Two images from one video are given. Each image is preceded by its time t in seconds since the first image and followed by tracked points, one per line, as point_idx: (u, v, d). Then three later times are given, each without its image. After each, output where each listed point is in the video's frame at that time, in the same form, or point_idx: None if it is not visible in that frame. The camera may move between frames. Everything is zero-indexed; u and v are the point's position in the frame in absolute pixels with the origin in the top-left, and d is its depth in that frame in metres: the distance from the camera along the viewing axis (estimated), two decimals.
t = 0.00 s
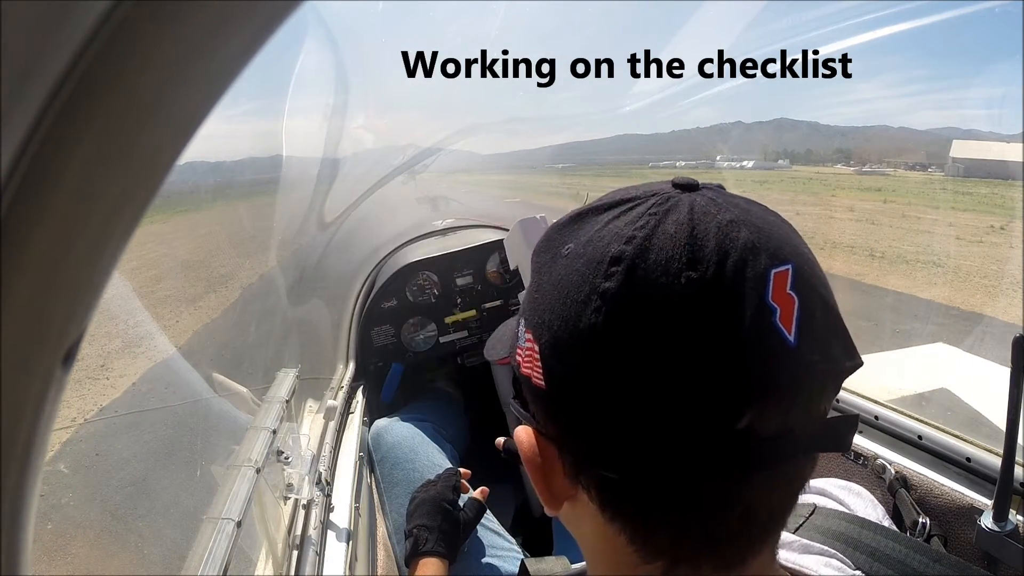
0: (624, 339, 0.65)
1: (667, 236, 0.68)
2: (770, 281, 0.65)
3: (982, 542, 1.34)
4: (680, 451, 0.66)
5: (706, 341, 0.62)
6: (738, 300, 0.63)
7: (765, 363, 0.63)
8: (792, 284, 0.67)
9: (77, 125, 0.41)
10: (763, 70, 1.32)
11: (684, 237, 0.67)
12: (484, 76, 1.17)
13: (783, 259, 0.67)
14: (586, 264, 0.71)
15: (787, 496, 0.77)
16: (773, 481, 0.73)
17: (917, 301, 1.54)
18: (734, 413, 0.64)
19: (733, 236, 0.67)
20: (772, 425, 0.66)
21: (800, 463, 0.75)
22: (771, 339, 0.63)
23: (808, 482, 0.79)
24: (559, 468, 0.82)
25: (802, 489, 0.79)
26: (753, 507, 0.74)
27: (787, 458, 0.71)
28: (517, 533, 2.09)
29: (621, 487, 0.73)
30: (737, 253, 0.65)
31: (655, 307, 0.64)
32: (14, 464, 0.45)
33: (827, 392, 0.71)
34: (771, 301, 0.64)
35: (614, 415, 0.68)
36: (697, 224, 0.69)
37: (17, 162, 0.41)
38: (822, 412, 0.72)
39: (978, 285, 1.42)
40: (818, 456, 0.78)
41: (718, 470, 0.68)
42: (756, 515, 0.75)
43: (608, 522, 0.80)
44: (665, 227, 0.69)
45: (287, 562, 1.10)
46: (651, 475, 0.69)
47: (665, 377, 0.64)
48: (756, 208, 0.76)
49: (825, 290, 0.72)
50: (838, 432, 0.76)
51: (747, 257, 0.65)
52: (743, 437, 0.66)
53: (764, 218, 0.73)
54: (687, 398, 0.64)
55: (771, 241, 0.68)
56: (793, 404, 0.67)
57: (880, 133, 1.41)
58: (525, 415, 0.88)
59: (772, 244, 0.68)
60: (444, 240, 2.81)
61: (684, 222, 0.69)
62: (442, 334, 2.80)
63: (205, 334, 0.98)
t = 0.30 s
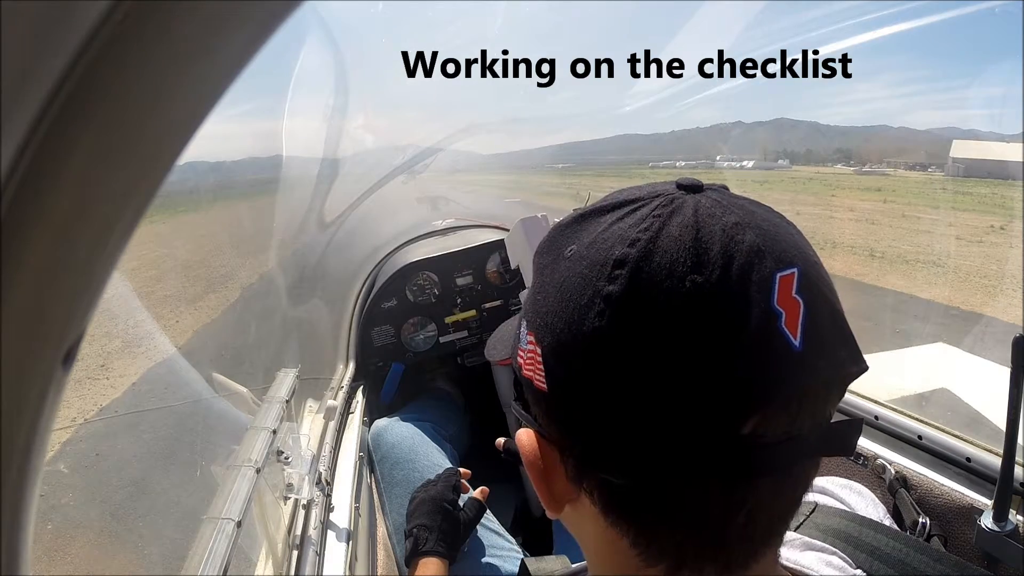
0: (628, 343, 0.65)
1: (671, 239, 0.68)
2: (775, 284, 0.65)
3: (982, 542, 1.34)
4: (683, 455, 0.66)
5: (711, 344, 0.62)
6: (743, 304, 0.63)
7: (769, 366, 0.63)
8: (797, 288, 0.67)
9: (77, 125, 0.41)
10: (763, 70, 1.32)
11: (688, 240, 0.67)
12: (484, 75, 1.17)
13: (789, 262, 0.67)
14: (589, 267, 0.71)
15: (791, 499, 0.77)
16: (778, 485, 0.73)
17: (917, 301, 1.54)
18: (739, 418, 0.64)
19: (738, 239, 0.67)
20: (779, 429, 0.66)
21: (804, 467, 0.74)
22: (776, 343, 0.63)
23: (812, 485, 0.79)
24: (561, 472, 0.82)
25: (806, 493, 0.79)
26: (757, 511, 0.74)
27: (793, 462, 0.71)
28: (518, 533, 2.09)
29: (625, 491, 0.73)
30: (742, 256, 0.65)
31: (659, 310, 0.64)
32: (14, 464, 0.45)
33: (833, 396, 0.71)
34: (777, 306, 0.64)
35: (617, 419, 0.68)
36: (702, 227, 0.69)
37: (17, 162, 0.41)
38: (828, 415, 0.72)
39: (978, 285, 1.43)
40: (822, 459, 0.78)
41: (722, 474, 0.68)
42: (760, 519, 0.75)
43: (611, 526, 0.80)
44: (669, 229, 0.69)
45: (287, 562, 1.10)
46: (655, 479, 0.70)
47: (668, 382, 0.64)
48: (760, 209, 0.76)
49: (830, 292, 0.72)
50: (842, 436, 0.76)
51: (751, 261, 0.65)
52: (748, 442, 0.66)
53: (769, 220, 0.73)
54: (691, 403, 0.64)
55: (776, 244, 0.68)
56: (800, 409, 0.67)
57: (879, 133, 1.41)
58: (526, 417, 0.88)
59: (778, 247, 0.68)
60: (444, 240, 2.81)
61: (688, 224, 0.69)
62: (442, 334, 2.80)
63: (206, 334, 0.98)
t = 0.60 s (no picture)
0: (635, 340, 0.65)
1: (678, 237, 0.68)
2: (780, 282, 0.65)
3: (982, 542, 1.34)
4: (689, 451, 0.66)
5: (718, 340, 0.62)
6: (750, 301, 0.63)
7: (773, 363, 0.63)
8: (801, 285, 0.67)
9: (77, 125, 0.41)
10: (763, 70, 1.32)
11: (695, 237, 0.67)
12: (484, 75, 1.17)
13: (793, 260, 0.68)
14: (597, 264, 0.71)
15: (794, 494, 0.77)
16: (780, 479, 0.73)
17: (917, 301, 1.54)
18: (744, 413, 0.64)
19: (743, 238, 0.67)
20: (783, 424, 0.67)
21: (806, 461, 0.75)
22: (780, 339, 0.64)
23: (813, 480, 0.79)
24: (567, 466, 0.82)
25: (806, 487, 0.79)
26: (760, 506, 0.74)
27: (795, 457, 0.71)
28: (518, 533, 2.09)
29: (629, 487, 0.73)
30: (749, 254, 0.66)
31: (667, 307, 0.64)
32: (14, 464, 0.45)
33: (836, 392, 0.71)
34: (782, 303, 0.64)
35: (631, 412, 0.67)
36: (708, 225, 0.69)
37: (16, 162, 0.41)
38: (830, 411, 0.72)
39: (978, 285, 1.43)
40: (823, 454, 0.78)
41: (726, 468, 0.68)
42: (763, 513, 0.75)
43: (616, 521, 0.79)
44: (676, 227, 0.69)
45: (287, 562, 1.10)
46: (660, 474, 0.70)
47: (674, 378, 0.64)
48: (764, 207, 0.76)
49: (833, 291, 0.72)
50: (845, 432, 0.76)
51: (757, 259, 0.65)
52: (752, 436, 0.66)
53: (773, 218, 0.73)
54: (697, 399, 0.64)
55: (780, 243, 0.68)
56: (804, 404, 0.67)
57: (879, 132, 1.40)
58: (531, 412, 0.88)
59: (783, 246, 0.68)
60: (444, 240, 2.81)
61: (695, 222, 0.69)
62: (442, 334, 2.80)
63: (206, 333, 0.98)
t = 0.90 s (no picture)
0: (639, 325, 0.66)
1: (678, 223, 0.68)
2: (774, 265, 0.66)
3: (982, 542, 1.34)
4: (692, 432, 0.67)
5: (720, 321, 0.63)
6: (749, 283, 0.64)
7: (774, 342, 0.64)
8: (796, 268, 0.68)
9: (77, 125, 0.41)
10: (763, 70, 1.32)
11: (694, 224, 0.68)
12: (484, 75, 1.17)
13: (786, 244, 0.68)
14: (602, 251, 0.71)
15: (796, 472, 0.77)
16: (783, 459, 0.73)
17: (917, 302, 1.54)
18: (745, 391, 0.64)
19: (740, 224, 0.68)
20: (778, 399, 0.67)
21: (806, 440, 0.75)
22: (777, 319, 0.64)
23: (814, 460, 0.79)
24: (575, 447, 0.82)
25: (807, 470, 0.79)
26: (765, 487, 0.74)
27: (795, 435, 0.71)
28: (517, 537, 2.07)
29: (632, 468, 0.73)
30: (745, 239, 0.66)
31: (670, 290, 0.64)
32: (14, 464, 0.45)
33: (833, 371, 0.71)
34: (778, 284, 0.65)
35: (637, 394, 0.67)
36: (706, 212, 0.69)
37: (16, 162, 0.41)
38: (825, 389, 0.72)
39: (978, 286, 1.43)
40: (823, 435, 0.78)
41: (729, 448, 0.68)
42: (767, 494, 0.75)
43: (623, 502, 0.79)
44: (676, 214, 0.69)
45: (288, 562, 1.10)
46: (665, 454, 0.70)
47: (677, 361, 0.64)
48: (759, 198, 0.77)
49: (826, 275, 0.72)
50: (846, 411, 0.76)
51: (754, 243, 0.66)
52: (753, 413, 0.66)
53: (768, 208, 0.74)
54: (700, 381, 0.64)
55: (776, 228, 0.69)
56: (801, 380, 0.67)
57: (881, 132, 1.41)
58: (541, 398, 0.87)
59: (778, 231, 0.69)
60: (444, 240, 2.81)
61: (694, 210, 0.69)
62: (442, 334, 2.80)
63: (205, 333, 0.98)
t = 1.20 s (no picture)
0: (676, 321, 0.65)
1: (718, 221, 0.68)
2: (811, 266, 0.66)
3: (982, 542, 1.34)
4: (719, 427, 0.67)
5: (760, 319, 0.63)
6: (788, 282, 0.64)
7: (811, 342, 0.64)
8: (830, 269, 0.68)
9: (79, 124, 0.41)
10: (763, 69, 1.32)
11: (733, 222, 0.68)
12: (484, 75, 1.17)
13: (821, 246, 0.69)
14: (639, 247, 0.71)
15: (820, 467, 0.77)
16: (809, 456, 0.74)
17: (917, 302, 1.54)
18: (782, 387, 0.65)
19: (778, 224, 0.68)
20: (811, 395, 0.67)
21: (831, 438, 0.76)
22: (814, 318, 0.65)
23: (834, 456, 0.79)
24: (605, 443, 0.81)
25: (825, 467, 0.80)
26: (789, 483, 0.75)
27: (823, 432, 0.72)
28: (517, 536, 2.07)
29: (659, 462, 0.73)
30: (783, 239, 0.67)
31: (710, 288, 0.64)
32: (15, 463, 0.45)
33: (861, 370, 0.72)
34: (815, 283, 0.66)
35: (672, 390, 0.67)
36: (744, 211, 0.69)
37: (16, 162, 0.41)
38: (854, 387, 0.73)
39: (979, 286, 1.43)
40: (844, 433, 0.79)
41: (758, 444, 0.68)
42: (792, 488, 0.75)
43: (649, 496, 0.79)
44: (715, 212, 0.69)
45: (287, 562, 1.10)
46: (695, 450, 0.70)
47: (709, 355, 0.64)
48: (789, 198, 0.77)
49: (856, 276, 0.73)
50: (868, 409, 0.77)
51: (792, 243, 0.67)
52: (786, 410, 0.66)
53: (800, 208, 0.74)
54: (745, 371, 0.64)
55: (810, 229, 0.70)
56: (834, 376, 0.68)
57: (883, 132, 1.44)
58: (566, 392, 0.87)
59: (812, 232, 0.70)
60: (444, 240, 2.81)
61: (732, 208, 0.70)
62: (442, 334, 2.80)
63: (205, 334, 0.98)
